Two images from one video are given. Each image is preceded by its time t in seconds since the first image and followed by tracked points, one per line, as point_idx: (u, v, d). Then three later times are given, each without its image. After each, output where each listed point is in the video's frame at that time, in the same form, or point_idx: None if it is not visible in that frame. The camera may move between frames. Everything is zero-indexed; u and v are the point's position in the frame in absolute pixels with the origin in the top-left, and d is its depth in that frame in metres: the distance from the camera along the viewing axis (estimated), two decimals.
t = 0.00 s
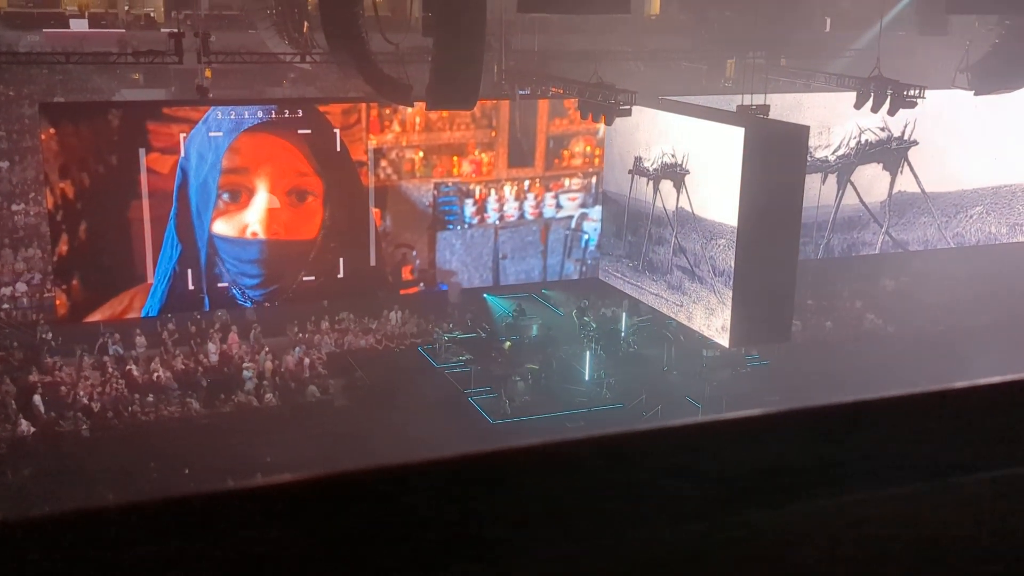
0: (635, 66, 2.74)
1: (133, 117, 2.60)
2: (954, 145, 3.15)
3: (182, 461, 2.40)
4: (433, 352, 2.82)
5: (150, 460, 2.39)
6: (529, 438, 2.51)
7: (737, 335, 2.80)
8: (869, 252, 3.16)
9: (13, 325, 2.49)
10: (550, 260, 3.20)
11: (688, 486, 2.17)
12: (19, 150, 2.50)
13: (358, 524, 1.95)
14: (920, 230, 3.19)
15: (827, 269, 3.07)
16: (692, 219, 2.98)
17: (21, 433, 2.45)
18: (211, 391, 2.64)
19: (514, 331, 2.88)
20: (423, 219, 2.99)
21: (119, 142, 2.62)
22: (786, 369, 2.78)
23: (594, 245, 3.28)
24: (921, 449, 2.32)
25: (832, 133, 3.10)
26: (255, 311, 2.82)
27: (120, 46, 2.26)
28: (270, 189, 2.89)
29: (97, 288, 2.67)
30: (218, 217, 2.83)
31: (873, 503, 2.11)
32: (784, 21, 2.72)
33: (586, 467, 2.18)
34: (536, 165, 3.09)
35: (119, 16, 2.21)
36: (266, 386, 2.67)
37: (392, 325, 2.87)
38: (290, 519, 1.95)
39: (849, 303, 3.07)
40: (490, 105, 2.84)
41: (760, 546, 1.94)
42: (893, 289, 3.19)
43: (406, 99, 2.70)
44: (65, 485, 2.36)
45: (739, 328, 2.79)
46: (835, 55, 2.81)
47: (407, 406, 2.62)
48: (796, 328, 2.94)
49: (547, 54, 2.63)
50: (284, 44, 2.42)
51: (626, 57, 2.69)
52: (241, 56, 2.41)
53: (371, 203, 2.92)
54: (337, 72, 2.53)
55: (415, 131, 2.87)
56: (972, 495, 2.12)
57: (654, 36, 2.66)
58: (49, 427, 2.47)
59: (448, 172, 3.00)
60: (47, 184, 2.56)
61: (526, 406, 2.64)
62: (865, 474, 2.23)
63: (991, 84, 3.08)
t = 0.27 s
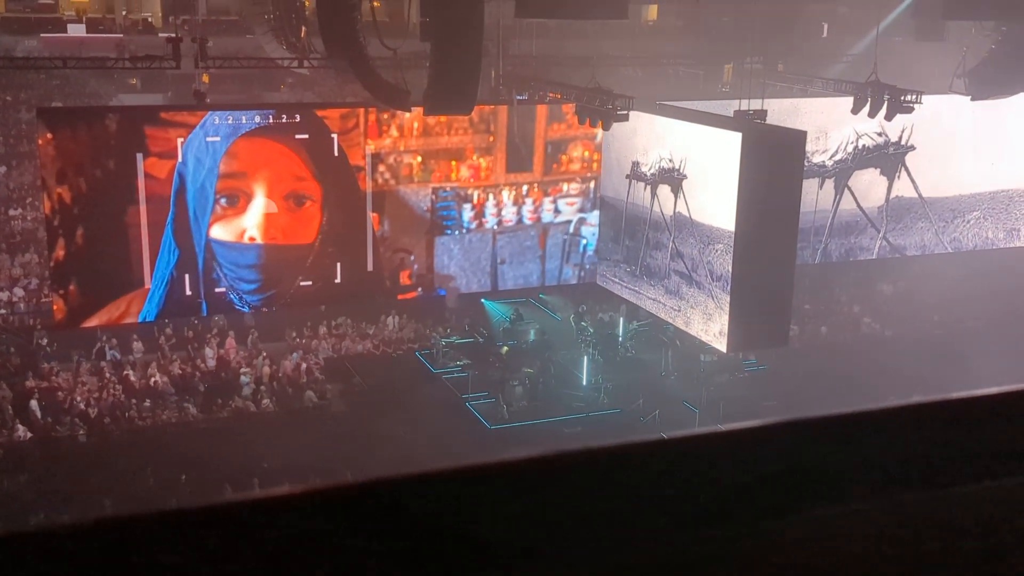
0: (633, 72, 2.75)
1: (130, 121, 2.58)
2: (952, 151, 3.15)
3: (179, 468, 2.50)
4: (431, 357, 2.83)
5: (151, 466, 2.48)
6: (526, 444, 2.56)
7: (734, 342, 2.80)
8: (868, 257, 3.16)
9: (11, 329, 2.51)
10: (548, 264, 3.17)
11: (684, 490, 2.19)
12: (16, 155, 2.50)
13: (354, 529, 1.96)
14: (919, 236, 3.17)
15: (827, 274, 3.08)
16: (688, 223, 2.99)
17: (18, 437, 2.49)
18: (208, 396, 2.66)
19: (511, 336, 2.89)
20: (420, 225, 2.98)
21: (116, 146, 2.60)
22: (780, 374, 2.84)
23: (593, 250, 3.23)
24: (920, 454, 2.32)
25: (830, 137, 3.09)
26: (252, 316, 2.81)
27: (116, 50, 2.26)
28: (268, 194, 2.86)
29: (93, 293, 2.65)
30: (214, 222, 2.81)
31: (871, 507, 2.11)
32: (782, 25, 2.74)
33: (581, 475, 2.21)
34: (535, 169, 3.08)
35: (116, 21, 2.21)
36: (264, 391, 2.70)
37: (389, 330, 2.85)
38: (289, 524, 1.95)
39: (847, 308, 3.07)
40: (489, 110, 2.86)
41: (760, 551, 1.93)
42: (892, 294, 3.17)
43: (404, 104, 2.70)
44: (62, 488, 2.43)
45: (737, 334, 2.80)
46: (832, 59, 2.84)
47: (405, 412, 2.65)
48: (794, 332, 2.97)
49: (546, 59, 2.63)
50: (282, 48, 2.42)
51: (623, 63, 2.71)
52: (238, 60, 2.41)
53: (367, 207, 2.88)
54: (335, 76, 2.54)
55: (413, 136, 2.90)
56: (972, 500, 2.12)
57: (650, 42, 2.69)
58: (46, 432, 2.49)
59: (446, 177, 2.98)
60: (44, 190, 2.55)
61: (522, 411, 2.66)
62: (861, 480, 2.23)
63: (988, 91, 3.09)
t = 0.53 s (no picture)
0: (632, 77, 2.73)
1: (129, 126, 2.60)
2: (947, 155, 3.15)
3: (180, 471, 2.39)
4: (428, 362, 2.83)
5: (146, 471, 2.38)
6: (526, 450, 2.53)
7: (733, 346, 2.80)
8: (866, 262, 3.15)
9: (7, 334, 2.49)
10: (547, 269, 3.24)
11: (683, 496, 2.20)
12: (14, 160, 2.50)
13: (353, 534, 1.94)
14: (916, 241, 3.20)
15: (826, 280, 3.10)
16: (686, 228, 2.96)
17: (16, 443, 2.42)
18: (206, 400, 2.63)
19: (509, 341, 2.89)
20: (417, 229, 2.98)
21: (115, 152, 2.61)
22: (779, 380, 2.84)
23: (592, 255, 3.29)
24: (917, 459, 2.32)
25: (828, 143, 3.10)
26: (251, 321, 2.81)
27: (115, 56, 2.27)
28: (266, 200, 2.88)
29: (91, 298, 2.65)
30: (213, 227, 2.83)
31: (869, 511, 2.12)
32: (779, 30, 2.75)
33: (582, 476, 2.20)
34: (535, 175, 3.12)
35: (115, 27, 2.20)
36: (261, 395, 2.66)
37: (387, 335, 2.85)
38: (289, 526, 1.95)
39: (844, 314, 3.07)
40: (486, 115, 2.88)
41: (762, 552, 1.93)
42: (888, 299, 3.18)
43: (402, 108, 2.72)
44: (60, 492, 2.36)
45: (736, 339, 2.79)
46: (828, 64, 2.87)
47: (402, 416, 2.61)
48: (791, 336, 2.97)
49: (543, 65, 2.66)
50: (280, 54, 2.45)
51: (622, 69, 2.70)
52: (235, 65, 2.42)
53: (365, 211, 2.92)
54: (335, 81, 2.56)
55: (411, 141, 2.90)
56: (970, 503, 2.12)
57: (646, 47, 2.70)
58: (42, 438, 2.44)
59: (444, 182, 2.99)
60: (42, 195, 2.56)
61: (520, 417, 2.64)
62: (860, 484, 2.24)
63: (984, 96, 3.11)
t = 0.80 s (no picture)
0: (631, 82, 2.81)
1: (128, 130, 2.49)
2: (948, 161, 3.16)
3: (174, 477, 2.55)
4: (428, 367, 2.81)
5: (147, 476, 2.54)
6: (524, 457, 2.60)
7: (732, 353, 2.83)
8: (865, 266, 3.16)
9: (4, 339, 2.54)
10: (546, 274, 3.12)
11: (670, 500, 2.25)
12: (13, 165, 2.49)
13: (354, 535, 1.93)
14: (915, 245, 3.19)
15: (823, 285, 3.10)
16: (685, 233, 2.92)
17: (15, 448, 2.51)
18: (205, 406, 2.66)
19: (508, 346, 2.82)
20: (417, 234, 2.84)
21: (113, 155, 2.51)
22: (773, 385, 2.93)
23: (592, 260, 3.17)
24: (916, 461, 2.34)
25: (825, 148, 3.07)
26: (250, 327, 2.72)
27: (114, 61, 2.34)
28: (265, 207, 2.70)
29: (90, 302, 2.59)
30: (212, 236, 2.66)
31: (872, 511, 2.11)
32: (774, 37, 2.80)
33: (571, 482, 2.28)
34: (532, 179, 2.97)
35: (115, 33, 2.29)
36: (261, 402, 2.69)
37: (387, 340, 2.80)
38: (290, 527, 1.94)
39: (841, 317, 3.10)
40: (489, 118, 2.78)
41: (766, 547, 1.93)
42: (888, 305, 3.16)
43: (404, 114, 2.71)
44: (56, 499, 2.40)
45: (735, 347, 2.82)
46: (826, 70, 2.89)
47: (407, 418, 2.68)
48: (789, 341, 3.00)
49: (542, 70, 2.71)
50: (280, 58, 2.52)
51: (621, 74, 2.77)
52: (235, 71, 2.48)
53: (365, 215, 2.77)
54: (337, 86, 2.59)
55: (411, 146, 2.79)
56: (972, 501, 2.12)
57: (646, 52, 2.78)
58: (41, 442, 2.53)
59: (444, 187, 2.84)
60: (40, 199, 2.51)
61: (521, 421, 2.69)
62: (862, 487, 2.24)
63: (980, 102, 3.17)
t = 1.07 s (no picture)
0: (630, 85, 2.74)
1: (127, 136, 2.59)
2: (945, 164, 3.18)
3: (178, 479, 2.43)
4: (428, 372, 2.79)
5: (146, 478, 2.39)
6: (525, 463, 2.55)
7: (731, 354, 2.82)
8: (866, 270, 3.18)
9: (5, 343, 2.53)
10: (547, 278, 3.21)
11: (669, 503, 2.24)
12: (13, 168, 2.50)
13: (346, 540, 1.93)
14: (915, 249, 3.24)
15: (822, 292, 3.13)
16: (682, 237, 3.00)
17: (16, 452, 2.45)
18: (205, 408, 2.63)
19: (508, 351, 2.84)
20: (418, 239, 3.02)
21: (115, 159, 2.62)
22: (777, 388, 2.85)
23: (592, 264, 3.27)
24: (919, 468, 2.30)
25: (825, 154, 3.17)
26: (251, 330, 2.83)
27: (114, 65, 2.28)
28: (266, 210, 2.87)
29: (90, 306, 2.64)
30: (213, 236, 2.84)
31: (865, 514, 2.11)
32: (775, 44, 2.74)
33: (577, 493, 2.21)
34: (533, 183, 3.11)
35: (115, 36, 2.19)
36: (259, 405, 2.68)
37: (386, 344, 2.86)
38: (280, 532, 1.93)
39: (842, 322, 3.08)
40: (484, 125, 2.87)
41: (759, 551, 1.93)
42: (887, 309, 3.18)
43: (400, 116, 2.68)
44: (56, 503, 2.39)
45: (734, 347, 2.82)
46: (825, 73, 2.87)
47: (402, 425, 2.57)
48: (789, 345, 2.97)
49: (544, 73, 2.64)
50: (280, 63, 2.43)
51: (621, 75, 2.70)
52: (235, 73, 2.42)
53: (365, 221, 2.91)
54: (334, 91, 2.55)
55: (411, 150, 2.92)
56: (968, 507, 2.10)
57: (645, 55, 2.71)
58: (41, 448, 2.46)
59: (445, 191, 3.04)
60: (40, 203, 2.57)
61: (519, 425, 2.64)
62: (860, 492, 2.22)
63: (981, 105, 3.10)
